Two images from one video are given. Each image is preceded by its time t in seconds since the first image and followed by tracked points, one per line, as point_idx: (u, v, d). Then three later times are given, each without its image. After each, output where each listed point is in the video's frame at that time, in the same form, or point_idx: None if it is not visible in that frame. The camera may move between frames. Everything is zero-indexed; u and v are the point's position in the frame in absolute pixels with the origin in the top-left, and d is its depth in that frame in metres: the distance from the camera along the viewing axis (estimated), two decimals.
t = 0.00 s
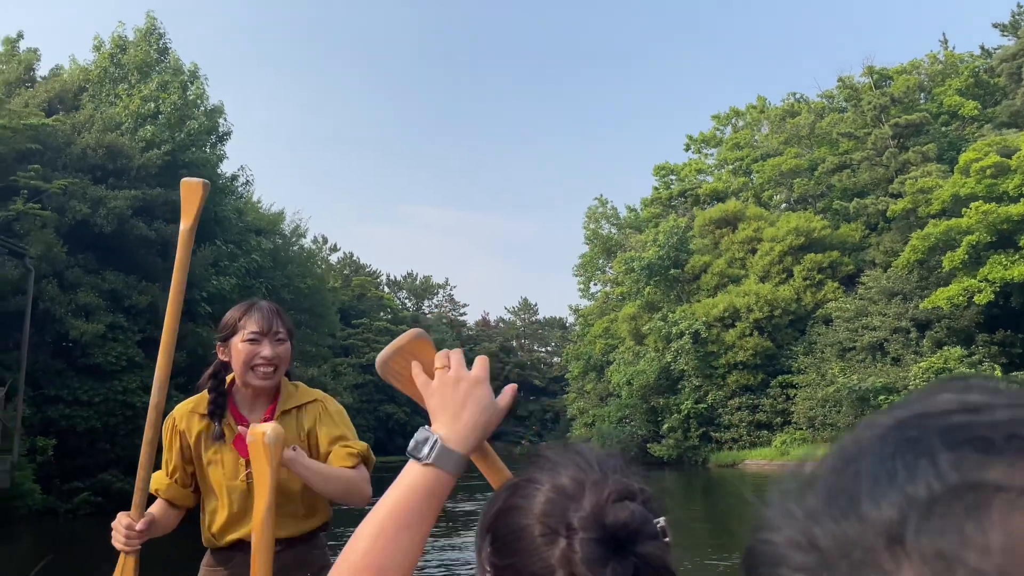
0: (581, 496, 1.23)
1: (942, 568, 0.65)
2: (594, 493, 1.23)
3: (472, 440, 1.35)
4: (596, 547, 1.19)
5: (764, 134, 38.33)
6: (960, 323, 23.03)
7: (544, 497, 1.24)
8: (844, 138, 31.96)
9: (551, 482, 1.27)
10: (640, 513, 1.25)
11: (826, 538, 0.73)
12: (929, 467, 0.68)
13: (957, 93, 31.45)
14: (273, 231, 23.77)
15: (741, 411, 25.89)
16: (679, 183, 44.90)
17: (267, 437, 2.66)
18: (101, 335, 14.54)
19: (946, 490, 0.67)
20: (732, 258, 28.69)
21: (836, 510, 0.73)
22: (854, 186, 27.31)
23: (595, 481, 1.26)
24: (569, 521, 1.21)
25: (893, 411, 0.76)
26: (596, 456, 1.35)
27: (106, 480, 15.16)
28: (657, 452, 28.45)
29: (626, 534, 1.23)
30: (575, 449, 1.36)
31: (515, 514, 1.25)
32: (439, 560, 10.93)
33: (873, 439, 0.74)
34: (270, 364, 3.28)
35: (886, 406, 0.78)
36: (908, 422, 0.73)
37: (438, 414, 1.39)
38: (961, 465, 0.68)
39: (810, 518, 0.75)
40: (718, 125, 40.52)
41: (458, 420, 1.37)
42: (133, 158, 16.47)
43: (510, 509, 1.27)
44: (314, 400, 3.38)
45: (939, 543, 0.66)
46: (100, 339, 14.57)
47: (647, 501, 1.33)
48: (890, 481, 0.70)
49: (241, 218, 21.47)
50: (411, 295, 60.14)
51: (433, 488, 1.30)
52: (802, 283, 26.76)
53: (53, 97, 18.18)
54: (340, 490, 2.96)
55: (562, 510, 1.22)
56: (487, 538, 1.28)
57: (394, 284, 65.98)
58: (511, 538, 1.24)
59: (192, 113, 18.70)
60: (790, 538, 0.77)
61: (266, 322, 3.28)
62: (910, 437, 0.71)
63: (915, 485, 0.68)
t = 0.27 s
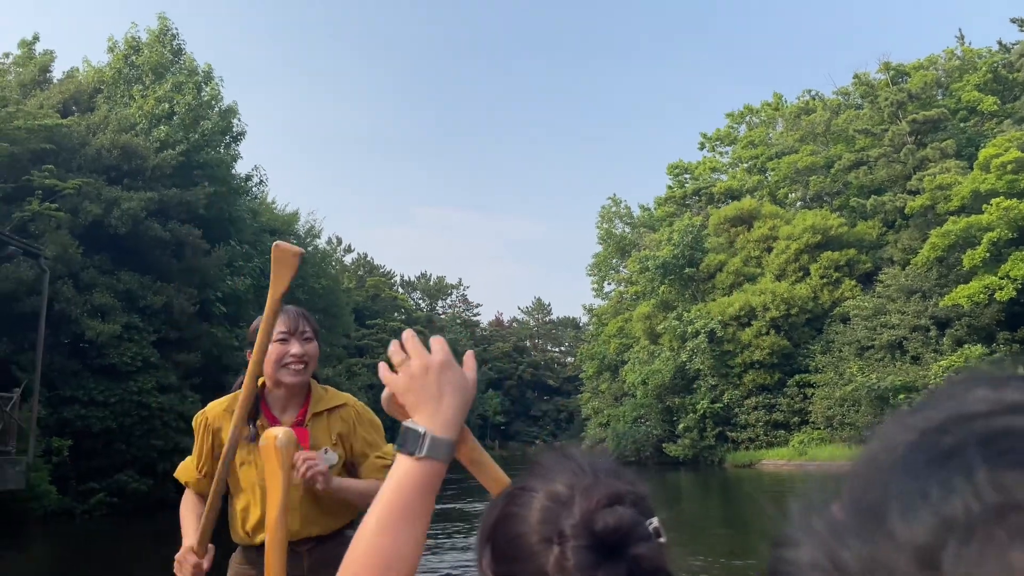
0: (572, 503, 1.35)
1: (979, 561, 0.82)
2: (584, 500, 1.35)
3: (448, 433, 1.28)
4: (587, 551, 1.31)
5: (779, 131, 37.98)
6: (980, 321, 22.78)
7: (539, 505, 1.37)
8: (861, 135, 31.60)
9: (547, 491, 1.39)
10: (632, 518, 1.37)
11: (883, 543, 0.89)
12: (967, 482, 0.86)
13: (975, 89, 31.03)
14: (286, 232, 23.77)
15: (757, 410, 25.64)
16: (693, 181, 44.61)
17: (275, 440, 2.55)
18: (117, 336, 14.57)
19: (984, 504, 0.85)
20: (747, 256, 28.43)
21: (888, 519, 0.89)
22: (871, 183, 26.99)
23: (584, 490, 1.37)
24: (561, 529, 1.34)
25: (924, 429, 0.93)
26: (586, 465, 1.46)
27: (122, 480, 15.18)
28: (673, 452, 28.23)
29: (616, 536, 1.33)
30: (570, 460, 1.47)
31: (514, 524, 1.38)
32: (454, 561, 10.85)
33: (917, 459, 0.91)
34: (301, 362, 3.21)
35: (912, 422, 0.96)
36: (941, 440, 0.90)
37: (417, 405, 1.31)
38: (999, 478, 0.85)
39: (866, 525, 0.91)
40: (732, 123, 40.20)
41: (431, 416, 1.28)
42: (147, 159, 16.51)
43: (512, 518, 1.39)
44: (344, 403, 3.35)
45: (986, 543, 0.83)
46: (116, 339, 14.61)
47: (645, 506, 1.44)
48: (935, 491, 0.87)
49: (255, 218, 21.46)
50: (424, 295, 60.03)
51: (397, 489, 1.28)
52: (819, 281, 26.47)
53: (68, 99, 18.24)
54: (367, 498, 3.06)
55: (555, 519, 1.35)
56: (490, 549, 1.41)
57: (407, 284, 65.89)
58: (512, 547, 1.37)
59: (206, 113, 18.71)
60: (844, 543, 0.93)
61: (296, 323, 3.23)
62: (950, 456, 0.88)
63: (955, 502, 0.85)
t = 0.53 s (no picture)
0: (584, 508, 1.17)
1: None
2: (593, 508, 1.17)
3: (406, 465, 1.22)
4: (581, 562, 1.13)
5: (793, 130, 37.61)
6: (1002, 320, 22.35)
7: (557, 515, 1.18)
8: (878, 132, 31.21)
9: (562, 497, 1.21)
10: (642, 535, 1.17)
11: (846, 564, 0.70)
12: (963, 489, 0.68)
13: (994, 84, 30.55)
14: (298, 231, 23.62)
15: (773, 411, 25.29)
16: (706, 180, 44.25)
17: (266, 443, 2.54)
18: (127, 336, 14.43)
19: (976, 515, 0.66)
20: (762, 256, 28.09)
21: (864, 528, 0.70)
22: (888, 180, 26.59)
23: (596, 495, 1.19)
24: (560, 534, 1.16)
25: (918, 437, 0.75)
26: (612, 472, 1.27)
27: (132, 482, 15.01)
28: (688, 453, 27.91)
29: (616, 554, 1.14)
30: (596, 463, 1.29)
31: (521, 524, 1.22)
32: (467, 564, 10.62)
33: (905, 458, 0.72)
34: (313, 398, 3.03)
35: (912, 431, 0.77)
36: (936, 445, 0.72)
37: (376, 440, 1.27)
38: (999, 486, 0.67)
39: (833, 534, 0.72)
40: (746, 121, 39.81)
41: (385, 446, 1.25)
42: (158, 158, 16.38)
43: (517, 521, 1.24)
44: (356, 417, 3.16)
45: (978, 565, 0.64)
46: (126, 339, 14.46)
47: (667, 529, 1.23)
48: (926, 501, 0.68)
49: (267, 218, 21.33)
50: (436, 296, 59.90)
51: (365, 524, 1.17)
52: (836, 280, 26.11)
53: (78, 98, 18.13)
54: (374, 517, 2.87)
55: (554, 522, 1.18)
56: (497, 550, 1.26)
57: (418, 284, 65.79)
58: (515, 550, 1.21)
59: (217, 112, 18.59)
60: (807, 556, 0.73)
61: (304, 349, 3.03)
62: (944, 460, 0.70)
63: (945, 508, 0.67)
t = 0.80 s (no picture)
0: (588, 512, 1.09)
1: None
2: (596, 517, 1.09)
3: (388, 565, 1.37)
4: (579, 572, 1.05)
5: (811, 128, 37.16)
6: None
7: (563, 524, 1.10)
8: (897, 129, 30.78)
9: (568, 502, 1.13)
10: (644, 547, 1.07)
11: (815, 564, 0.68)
12: (939, 493, 0.64)
13: (1017, 81, 30.00)
14: (312, 230, 23.52)
15: (791, 412, 24.93)
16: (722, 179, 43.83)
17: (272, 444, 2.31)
18: (140, 334, 14.37)
19: (948, 516, 0.63)
20: (780, 255, 27.74)
21: (839, 530, 0.68)
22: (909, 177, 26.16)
23: (600, 504, 1.10)
24: (561, 542, 1.08)
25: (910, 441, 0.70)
26: (623, 479, 1.17)
27: (144, 480, 14.95)
28: (704, 455, 27.60)
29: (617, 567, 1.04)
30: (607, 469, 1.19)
31: (525, 532, 1.14)
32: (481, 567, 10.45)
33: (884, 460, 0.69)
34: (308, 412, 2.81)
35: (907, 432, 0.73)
36: (920, 449, 0.68)
37: (366, 535, 1.42)
38: (974, 491, 0.63)
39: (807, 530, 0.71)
40: (763, 119, 39.39)
41: (366, 548, 1.39)
42: (171, 156, 16.33)
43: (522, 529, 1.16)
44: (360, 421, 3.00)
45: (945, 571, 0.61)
46: (138, 338, 14.40)
47: (677, 543, 1.13)
48: (898, 504, 0.66)
49: (281, 216, 21.26)
50: (451, 296, 59.73)
51: None
52: (856, 280, 25.75)
53: (93, 95, 18.12)
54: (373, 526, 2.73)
55: (554, 530, 1.10)
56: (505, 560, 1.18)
57: (433, 284, 65.64)
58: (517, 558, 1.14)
59: (231, 109, 18.52)
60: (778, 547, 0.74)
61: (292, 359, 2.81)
62: (922, 463, 0.66)
63: (918, 507, 0.64)
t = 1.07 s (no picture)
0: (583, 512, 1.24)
1: (1012, 549, 0.74)
2: (599, 505, 1.24)
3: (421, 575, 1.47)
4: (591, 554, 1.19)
5: (827, 125, 36.68)
6: None
7: (564, 516, 1.25)
8: (916, 126, 30.28)
9: (571, 499, 1.29)
10: (648, 528, 1.24)
11: (898, 517, 0.82)
12: (966, 455, 0.80)
13: None
14: (323, 227, 23.40)
15: (806, 412, 24.57)
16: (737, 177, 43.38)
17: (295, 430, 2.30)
18: (151, 330, 14.31)
19: (1014, 476, 0.77)
20: (795, 253, 27.38)
21: (913, 487, 0.82)
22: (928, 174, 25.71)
23: (601, 497, 1.27)
24: (567, 531, 1.23)
25: (928, 414, 0.88)
26: (619, 473, 1.34)
27: (155, 478, 14.89)
28: (718, 455, 27.27)
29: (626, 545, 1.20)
30: (601, 463, 1.37)
31: (533, 532, 1.29)
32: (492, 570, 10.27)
33: (907, 435, 0.87)
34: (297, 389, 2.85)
35: (923, 403, 0.90)
36: (948, 417, 0.85)
37: None
38: (994, 443, 0.80)
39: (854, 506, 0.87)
40: (778, 117, 38.94)
41: None
42: (183, 152, 16.27)
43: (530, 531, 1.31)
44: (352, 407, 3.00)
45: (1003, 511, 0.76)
46: (149, 334, 14.34)
47: (673, 520, 1.30)
48: (943, 465, 0.81)
49: (292, 213, 21.12)
50: (463, 295, 59.48)
51: None
52: (873, 279, 25.34)
53: (106, 92, 18.09)
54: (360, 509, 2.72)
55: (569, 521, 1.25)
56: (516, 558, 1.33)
57: (445, 283, 65.39)
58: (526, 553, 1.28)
59: (243, 105, 18.41)
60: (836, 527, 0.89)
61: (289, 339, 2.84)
62: (981, 428, 0.82)
63: (988, 468, 0.78)
